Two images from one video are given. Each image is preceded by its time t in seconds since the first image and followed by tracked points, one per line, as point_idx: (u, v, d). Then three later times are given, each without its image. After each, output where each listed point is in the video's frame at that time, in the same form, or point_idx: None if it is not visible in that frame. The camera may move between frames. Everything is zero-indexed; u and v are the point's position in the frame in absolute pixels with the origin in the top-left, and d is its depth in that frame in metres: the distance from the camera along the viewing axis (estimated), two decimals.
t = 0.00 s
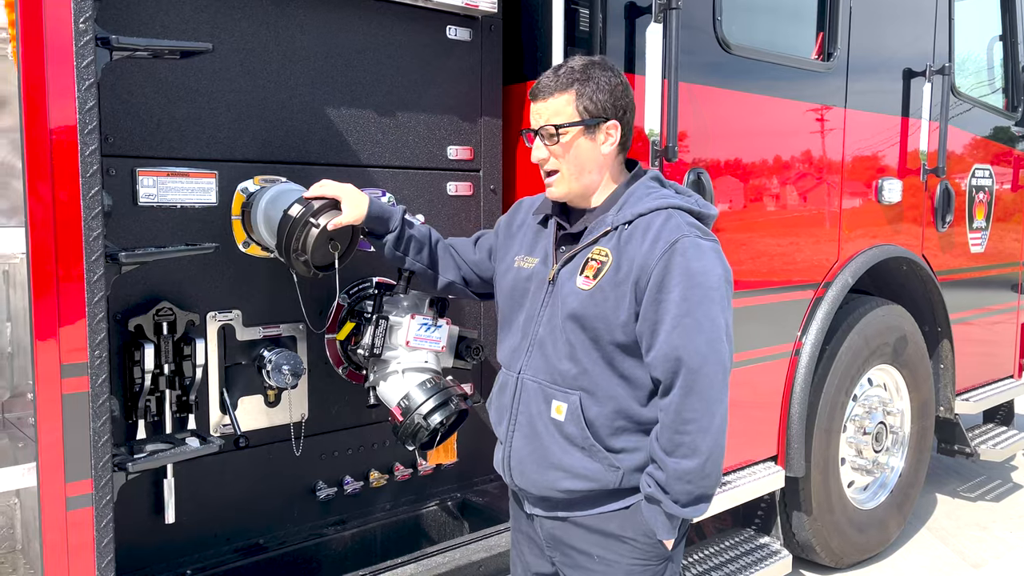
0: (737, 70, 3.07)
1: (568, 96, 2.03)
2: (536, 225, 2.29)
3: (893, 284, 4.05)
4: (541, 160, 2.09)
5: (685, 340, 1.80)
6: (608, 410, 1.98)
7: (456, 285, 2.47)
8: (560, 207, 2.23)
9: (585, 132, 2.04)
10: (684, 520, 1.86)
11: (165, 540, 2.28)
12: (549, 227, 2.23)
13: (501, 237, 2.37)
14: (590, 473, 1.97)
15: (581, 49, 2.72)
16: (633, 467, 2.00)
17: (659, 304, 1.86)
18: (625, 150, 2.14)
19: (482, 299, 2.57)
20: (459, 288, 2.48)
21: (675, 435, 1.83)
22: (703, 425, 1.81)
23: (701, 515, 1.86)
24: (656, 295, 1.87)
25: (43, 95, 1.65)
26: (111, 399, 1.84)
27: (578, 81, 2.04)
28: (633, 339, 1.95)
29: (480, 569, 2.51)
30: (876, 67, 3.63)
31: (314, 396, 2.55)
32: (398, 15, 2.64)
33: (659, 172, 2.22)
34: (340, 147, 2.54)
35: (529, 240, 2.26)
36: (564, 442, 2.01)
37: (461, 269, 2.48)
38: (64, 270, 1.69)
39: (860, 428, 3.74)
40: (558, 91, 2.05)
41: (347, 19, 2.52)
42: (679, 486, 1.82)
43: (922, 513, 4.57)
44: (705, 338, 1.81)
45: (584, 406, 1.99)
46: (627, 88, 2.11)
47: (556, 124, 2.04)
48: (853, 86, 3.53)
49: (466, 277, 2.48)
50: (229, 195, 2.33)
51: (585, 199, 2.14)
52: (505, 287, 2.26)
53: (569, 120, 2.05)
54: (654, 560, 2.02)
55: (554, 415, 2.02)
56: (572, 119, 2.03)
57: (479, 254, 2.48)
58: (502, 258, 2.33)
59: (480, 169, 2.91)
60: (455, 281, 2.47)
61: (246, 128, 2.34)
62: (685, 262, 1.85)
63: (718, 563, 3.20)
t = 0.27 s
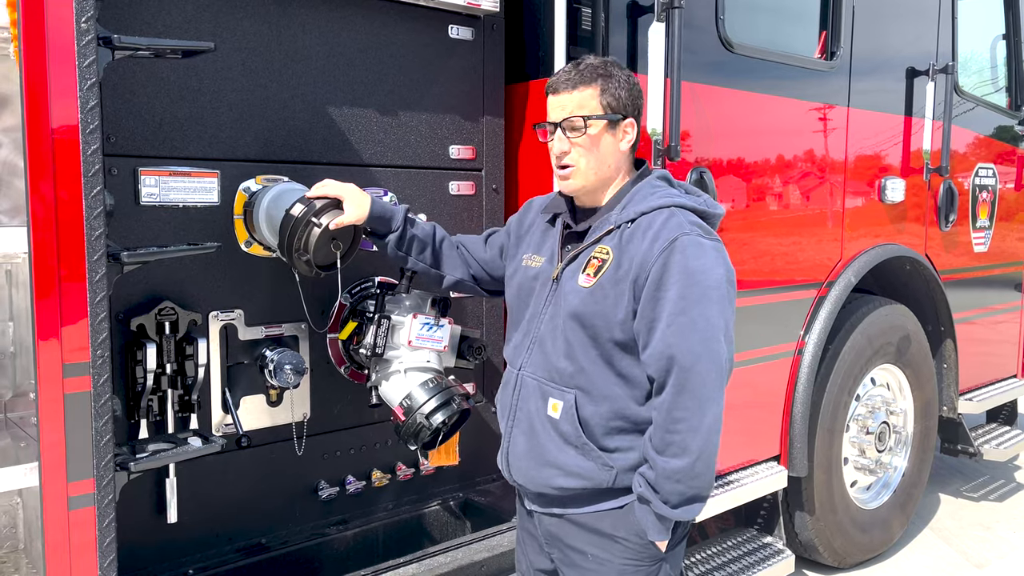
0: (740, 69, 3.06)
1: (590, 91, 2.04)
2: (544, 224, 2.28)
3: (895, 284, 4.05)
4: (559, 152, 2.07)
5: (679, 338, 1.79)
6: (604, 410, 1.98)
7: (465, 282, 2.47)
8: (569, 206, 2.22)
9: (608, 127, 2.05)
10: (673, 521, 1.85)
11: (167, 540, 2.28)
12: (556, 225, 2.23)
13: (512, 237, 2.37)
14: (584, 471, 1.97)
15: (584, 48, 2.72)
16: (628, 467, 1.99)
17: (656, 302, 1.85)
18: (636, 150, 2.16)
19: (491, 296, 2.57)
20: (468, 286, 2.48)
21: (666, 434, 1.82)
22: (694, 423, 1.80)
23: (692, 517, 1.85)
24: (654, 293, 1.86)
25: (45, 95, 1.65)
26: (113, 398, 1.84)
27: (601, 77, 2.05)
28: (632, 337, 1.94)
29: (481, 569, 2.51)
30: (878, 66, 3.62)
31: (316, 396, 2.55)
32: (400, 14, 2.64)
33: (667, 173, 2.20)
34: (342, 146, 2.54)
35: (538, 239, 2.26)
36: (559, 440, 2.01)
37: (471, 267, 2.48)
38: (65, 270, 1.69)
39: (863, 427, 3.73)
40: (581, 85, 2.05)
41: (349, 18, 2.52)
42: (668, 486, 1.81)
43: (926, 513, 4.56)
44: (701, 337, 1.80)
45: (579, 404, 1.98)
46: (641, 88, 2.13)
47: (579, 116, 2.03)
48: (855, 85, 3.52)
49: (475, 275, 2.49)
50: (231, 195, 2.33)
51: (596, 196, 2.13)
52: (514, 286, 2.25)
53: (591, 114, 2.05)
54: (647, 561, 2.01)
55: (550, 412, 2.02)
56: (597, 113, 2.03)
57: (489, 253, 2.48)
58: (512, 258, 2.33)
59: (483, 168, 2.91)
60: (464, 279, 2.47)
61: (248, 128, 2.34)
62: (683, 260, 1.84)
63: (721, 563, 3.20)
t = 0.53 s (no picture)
0: (743, 67, 3.05)
1: (607, 84, 2.04)
2: (549, 223, 2.27)
3: (898, 283, 4.04)
4: (583, 145, 2.03)
5: (704, 338, 1.81)
6: (622, 412, 1.98)
7: (464, 282, 2.46)
8: (577, 204, 2.21)
9: (626, 121, 2.05)
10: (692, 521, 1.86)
11: (169, 540, 2.28)
12: (564, 224, 2.22)
13: (512, 234, 2.35)
14: (600, 473, 1.96)
15: (586, 47, 2.73)
16: (644, 466, 2.00)
17: (679, 303, 1.86)
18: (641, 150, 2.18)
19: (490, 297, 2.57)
20: (467, 286, 2.47)
21: (687, 434, 1.83)
22: (718, 423, 1.81)
23: (710, 516, 1.86)
24: (676, 294, 1.86)
25: (46, 94, 1.64)
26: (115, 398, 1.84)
27: (613, 71, 2.06)
28: (652, 337, 1.94)
29: (484, 569, 2.51)
30: (882, 65, 3.61)
31: (318, 396, 2.55)
32: (402, 14, 2.63)
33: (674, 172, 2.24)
34: (344, 146, 2.54)
35: (543, 236, 2.24)
36: (575, 443, 2.00)
37: (469, 267, 2.47)
38: (66, 270, 1.69)
39: (867, 427, 3.72)
40: (596, 79, 2.05)
41: (351, 18, 2.51)
42: (689, 485, 1.82)
43: (929, 513, 4.55)
44: (724, 337, 1.81)
45: (597, 407, 1.98)
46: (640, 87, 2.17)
47: (602, 108, 2.02)
48: (859, 84, 3.51)
49: (474, 275, 2.48)
50: (233, 194, 2.32)
51: (613, 194, 2.11)
52: (519, 285, 2.24)
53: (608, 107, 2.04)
54: (663, 561, 2.01)
55: (566, 415, 2.00)
56: (614, 105, 2.04)
57: (487, 252, 2.47)
58: (512, 255, 2.31)
59: (485, 168, 2.91)
60: (462, 279, 2.46)
61: (249, 127, 2.34)
62: (706, 261, 1.85)
63: (724, 563, 3.19)
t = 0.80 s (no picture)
0: (746, 66, 3.05)
1: (608, 88, 2.02)
2: (553, 223, 2.25)
3: (902, 282, 4.03)
4: (589, 153, 2.03)
5: (732, 339, 1.83)
6: (645, 413, 1.98)
7: (463, 283, 2.45)
8: (581, 204, 2.20)
9: (630, 123, 2.04)
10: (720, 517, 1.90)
11: (172, 540, 2.28)
12: (569, 224, 2.21)
13: (511, 235, 2.33)
14: (626, 476, 1.96)
15: (589, 46, 2.73)
16: (667, 466, 2.01)
17: (705, 304, 1.87)
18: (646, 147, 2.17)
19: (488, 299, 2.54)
20: (466, 287, 2.45)
21: (718, 433, 1.86)
22: (749, 421, 1.85)
23: (736, 512, 1.91)
24: (701, 295, 1.87)
25: (48, 93, 1.64)
26: (118, 397, 1.84)
27: (613, 72, 2.04)
28: (673, 339, 1.94)
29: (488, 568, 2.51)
30: (886, 64, 3.60)
31: (321, 395, 2.54)
32: (405, 13, 2.63)
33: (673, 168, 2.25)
34: (346, 145, 2.54)
35: (546, 237, 2.23)
36: (597, 447, 1.99)
37: (468, 267, 2.45)
38: (68, 269, 1.69)
39: (870, 426, 3.71)
40: (597, 83, 2.02)
41: (353, 17, 2.51)
42: (722, 483, 1.86)
43: (933, 513, 4.53)
44: (750, 336, 1.86)
45: (620, 410, 1.97)
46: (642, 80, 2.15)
47: (606, 114, 2.01)
48: (863, 83, 3.50)
49: (473, 276, 2.46)
50: (235, 194, 2.32)
51: (623, 197, 2.12)
52: (524, 287, 2.23)
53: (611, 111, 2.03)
54: (687, 559, 2.02)
55: (588, 419, 1.99)
56: (617, 109, 2.02)
57: (485, 252, 2.44)
58: (513, 256, 2.29)
59: (487, 167, 2.90)
60: (461, 280, 2.44)
61: (252, 127, 2.33)
62: (729, 261, 1.86)
63: (727, 563, 3.19)
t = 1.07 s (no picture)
0: (750, 65, 3.04)
1: (613, 83, 2.02)
2: (556, 222, 2.25)
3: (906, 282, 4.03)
4: (594, 149, 2.02)
5: (738, 335, 1.83)
6: (652, 412, 1.97)
7: (466, 284, 2.44)
8: (584, 202, 2.20)
9: (634, 120, 2.04)
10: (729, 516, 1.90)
11: (176, 539, 2.28)
12: (572, 222, 2.21)
13: (515, 234, 2.33)
14: (633, 475, 1.96)
15: (592, 45, 2.72)
16: (675, 465, 2.00)
17: (709, 301, 1.87)
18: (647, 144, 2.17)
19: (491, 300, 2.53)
20: (468, 289, 2.45)
21: (725, 431, 1.86)
22: (756, 419, 1.85)
23: (744, 511, 1.91)
24: (706, 292, 1.87)
25: (51, 92, 1.64)
26: (121, 397, 1.83)
27: (616, 68, 2.04)
28: (677, 336, 1.94)
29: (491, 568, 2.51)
30: (890, 62, 3.59)
31: (324, 395, 2.54)
32: (407, 11, 2.62)
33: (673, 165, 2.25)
34: (349, 144, 2.53)
35: (550, 236, 2.23)
36: (605, 447, 1.98)
37: (470, 269, 2.45)
38: (71, 268, 1.68)
39: (874, 426, 3.70)
40: (601, 78, 2.02)
41: (356, 16, 2.51)
42: (730, 483, 1.85)
43: (937, 512, 4.52)
44: (756, 333, 1.85)
45: (626, 409, 1.97)
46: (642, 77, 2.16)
47: (610, 110, 2.01)
48: (867, 81, 3.49)
49: (475, 277, 2.45)
50: (238, 193, 2.32)
51: (625, 194, 2.12)
52: (528, 286, 2.22)
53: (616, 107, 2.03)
54: (698, 557, 2.02)
55: (594, 419, 1.98)
56: (621, 105, 2.02)
57: (489, 254, 2.43)
58: (517, 255, 2.29)
59: (490, 166, 2.90)
60: (463, 281, 2.44)
61: (255, 126, 2.33)
62: (733, 257, 1.86)
63: (730, 563, 3.18)
